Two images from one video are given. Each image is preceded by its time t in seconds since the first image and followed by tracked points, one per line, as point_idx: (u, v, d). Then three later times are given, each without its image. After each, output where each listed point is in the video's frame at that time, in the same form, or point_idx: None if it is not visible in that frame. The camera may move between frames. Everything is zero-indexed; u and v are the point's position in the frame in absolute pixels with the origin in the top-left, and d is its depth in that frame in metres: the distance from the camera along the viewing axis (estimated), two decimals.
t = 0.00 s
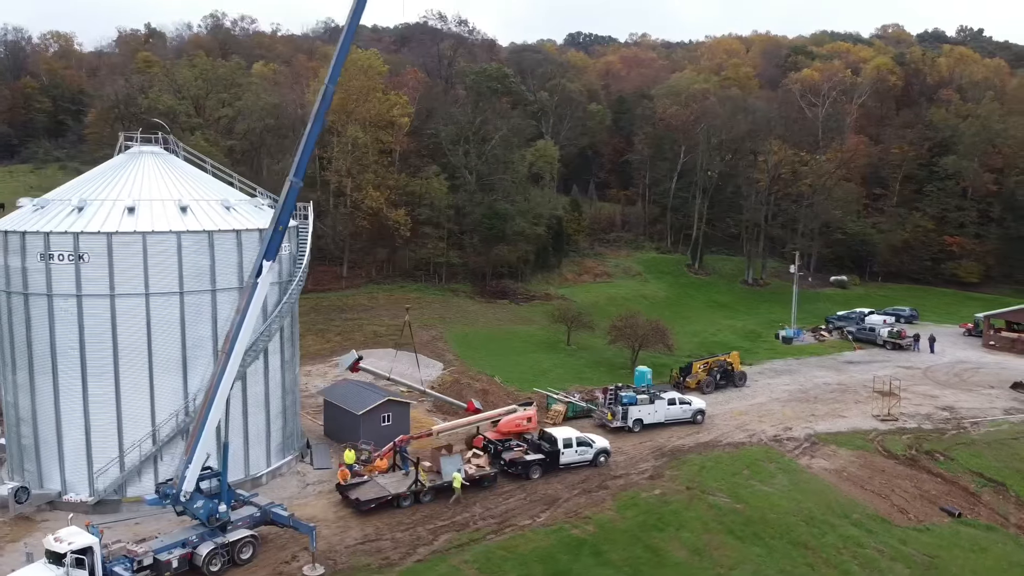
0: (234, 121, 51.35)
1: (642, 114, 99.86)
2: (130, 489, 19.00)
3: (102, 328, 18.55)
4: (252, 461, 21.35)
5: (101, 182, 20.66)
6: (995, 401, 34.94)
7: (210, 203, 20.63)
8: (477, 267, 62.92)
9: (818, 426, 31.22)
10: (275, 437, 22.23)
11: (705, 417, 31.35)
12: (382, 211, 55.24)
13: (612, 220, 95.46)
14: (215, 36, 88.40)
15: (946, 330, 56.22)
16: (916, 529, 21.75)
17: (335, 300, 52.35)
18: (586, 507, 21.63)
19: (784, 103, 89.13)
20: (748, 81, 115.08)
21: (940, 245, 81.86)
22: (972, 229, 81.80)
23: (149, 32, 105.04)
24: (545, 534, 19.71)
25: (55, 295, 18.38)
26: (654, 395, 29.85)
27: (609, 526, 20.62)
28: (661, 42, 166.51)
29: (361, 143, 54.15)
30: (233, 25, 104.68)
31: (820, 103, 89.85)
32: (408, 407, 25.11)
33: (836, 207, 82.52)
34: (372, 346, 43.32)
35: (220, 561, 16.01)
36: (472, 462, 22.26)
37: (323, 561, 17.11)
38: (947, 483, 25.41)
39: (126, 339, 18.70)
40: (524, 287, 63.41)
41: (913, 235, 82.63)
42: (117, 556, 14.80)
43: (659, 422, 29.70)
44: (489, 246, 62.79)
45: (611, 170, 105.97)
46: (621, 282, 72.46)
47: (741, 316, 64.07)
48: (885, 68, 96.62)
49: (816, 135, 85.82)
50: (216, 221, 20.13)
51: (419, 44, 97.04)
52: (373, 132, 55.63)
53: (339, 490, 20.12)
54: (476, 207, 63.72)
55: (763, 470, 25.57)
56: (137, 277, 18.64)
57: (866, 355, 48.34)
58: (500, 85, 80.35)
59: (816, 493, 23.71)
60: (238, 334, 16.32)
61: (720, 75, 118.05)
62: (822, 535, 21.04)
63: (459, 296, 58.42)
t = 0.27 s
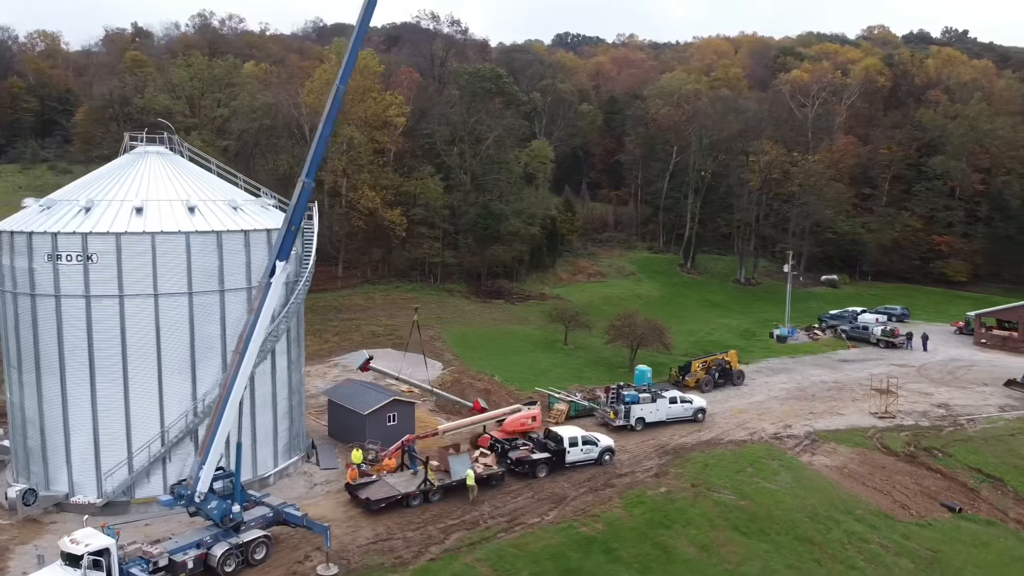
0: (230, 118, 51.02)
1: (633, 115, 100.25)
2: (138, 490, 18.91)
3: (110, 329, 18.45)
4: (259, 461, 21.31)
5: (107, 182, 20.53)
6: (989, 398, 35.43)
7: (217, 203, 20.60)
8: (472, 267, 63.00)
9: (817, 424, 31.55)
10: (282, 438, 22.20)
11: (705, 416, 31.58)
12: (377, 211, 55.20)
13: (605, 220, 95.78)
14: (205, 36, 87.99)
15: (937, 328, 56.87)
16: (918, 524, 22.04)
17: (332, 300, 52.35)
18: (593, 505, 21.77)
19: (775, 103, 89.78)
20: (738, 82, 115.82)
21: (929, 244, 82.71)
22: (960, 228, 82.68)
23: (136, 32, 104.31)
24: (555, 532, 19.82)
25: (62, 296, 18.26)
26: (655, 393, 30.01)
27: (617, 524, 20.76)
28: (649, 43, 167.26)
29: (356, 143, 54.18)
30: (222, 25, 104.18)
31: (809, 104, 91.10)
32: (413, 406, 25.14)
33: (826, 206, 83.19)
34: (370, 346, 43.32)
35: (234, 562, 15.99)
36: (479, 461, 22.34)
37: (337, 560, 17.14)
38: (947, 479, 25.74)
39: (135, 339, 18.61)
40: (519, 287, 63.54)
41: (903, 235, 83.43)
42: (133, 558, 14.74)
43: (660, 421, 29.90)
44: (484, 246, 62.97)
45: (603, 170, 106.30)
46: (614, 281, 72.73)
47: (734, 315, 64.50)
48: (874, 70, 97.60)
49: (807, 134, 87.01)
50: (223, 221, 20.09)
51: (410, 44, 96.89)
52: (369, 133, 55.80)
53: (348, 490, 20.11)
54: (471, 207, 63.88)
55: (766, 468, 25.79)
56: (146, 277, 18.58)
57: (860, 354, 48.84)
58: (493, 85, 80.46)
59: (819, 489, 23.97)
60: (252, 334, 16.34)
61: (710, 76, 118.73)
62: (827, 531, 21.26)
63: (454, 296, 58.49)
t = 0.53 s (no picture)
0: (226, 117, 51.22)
1: (619, 115, 100.70)
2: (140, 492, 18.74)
3: (111, 329, 18.28)
4: (260, 462, 21.22)
5: (105, 181, 20.31)
6: (975, 394, 36.08)
7: (217, 202, 20.47)
8: (461, 268, 62.97)
9: (809, 421, 31.97)
10: (282, 438, 22.13)
11: (698, 413, 31.88)
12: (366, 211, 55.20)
13: (591, 220, 96.11)
14: (187, 35, 87.12)
15: (920, 327, 57.80)
16: (913, 519, 22.42)
17: (321, 301, 52.16)
18: (594, 503, 21.90)
19: (759, 103, 90.62)
20: (721, 83, 116.71)
21: (910, 243, 83.91)
22: (940, 227, 83.95)
23: (115, 30, 103.03)
24: (558, 530, 19.92)
25: (63, 296, 18.06)
26: (651, 392, 30.24)
27: (619, 521, 20.90)
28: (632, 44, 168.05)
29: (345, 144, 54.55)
30: (203, 24, 103.23)
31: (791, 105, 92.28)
32: (412, 406, 25.13)
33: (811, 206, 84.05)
34: (361, 346, 43.19)
35: (242, 563, 15.91)
36: (480, 461, 22.38)
37: (343, 560, 17.11)
38: (938, 474, 26.16)
39: (136, 340, 18.46)
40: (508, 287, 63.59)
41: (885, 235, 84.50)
42: (140, 560, 14.63)
43: (656, 419, 30.09)
44: (472, 247, 63.20)
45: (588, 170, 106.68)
46: (602, 281, 73.02)
47: (721, 314, 65.05)
48: (856, 71, 98.95)
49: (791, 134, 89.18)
50: (224, 220, 19.98)
51: (394, 44, 96.53)
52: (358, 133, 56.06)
53: (352, 490, 20.07)
54: (459, 208, 64.12)
55: (761, 465, 26.10)
56: (148, 278, 18.44)
57: (847, 352, 49.52)
58: (480, 85, 80.47)
59: (814, 486, 24.26)
60: (259, 334, 16.30)
61: (693, 76, 119.57)
62: (824, 526, 21.55)
63: (444, 296, 58.52)
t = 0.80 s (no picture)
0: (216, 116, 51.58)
1: (598, 115, 101.27)
2: (135, 495, 18.54)
3: (106, 330, 18.07)
4: (255, 463, 21.10)
5: (96, 181, 20.09)
6: (953, 390, 36.97)
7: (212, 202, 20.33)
8: (444, 268, 62.64)
9: (795, 417, 32.57)
10: (276, 439, 22.02)
11: (686, 410, 32.28)
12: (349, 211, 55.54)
13: (572, 220, 96.58)
14: (162, 33, 86.01)
15: (897, 325, 59.09)
16: (900, 512, 22.94)
17: (305, 302, 51.91)
18: (590, 500, 22.10)
19: (737, 104, 91.73)
20: (698, 84, 117.91)
21: (884, 242, 85.38)
22: (914, 227, 85.56)
23: (86, 28, 101.32)
24: (555, 527, 20.09)
25: (56, 297, 17.82)
26: (640, 390, 30.57)
27: (615, 518, 21.11)
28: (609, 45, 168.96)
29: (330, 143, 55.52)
30: (177, 22, 101.96)
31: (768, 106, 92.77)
32: (405, 406, 25.09)
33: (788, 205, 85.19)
34: (347, 346, 43.06)
35: (244, 564, 15.84)
36: (476, 459, 22.43)
37: (345, 560, 17.10)
38: (923, 468, 26.73)
39: (131, 341, 18.27)
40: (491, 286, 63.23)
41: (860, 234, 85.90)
42: (143, 563, 14.53)
43: (645, 416, 30.43)
44: (455, 246, 63.08)
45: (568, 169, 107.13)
46: (584, 280, 73.42)
47: (702, 312, 65.82)
48: (831, 73, 100.73)
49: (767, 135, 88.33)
50: (218, 221, 19.84)
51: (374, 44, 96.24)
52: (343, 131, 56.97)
53: (348, 490, 20.06)
54: (442, 207, 64.28)
55: (751, 460, 26.52)
56: (143, 279, 18.26)
57: (827, 350, 50.45)
58: (461, 85, 80.48)
59: (803, 481, 24.73)
60: (259, 334, 16.23)
61: (671, 77, 120.64)
62: (816, 520, 21.96)
63: (428, 296, 58.50)
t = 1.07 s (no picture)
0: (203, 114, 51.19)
1: (578, 115, 101.75)
2: (129, 498, 18.32)
3: (100, 332, 17.85)
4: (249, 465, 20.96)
5: (87, 181, 19.83)
6: (931, 385, 37.88)
7: (205, 202, 20.17)
8: (428, 267, 62.60)
9: (780, 413, 33.19)
10: (270, 441, 21.90)
11: (673, 408, 32.61)
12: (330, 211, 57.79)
13: (552, 219, 96.88)
14: (135, 30, 84.80)
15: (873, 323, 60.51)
16: (887, 506, 23.47)
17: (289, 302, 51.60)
18: (585, 497, 22.29)
19: (715, 105, 92.81)
20: (676, 85, 119.04)
21: (858, 242, 86.87)
22: (887, 226, 87.08)
23: (56, 26, 99.47)
24: (552, 524, 20.23)
25: (48, 299, 17.57)
26: (629, 388, 30.76)
27: (610, 514, 21.33)
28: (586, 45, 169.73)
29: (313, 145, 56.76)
30: (150, 20, 100.50)
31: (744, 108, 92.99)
32: (398, 406, 25.02)
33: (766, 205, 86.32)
34: (333, 347, 42.87)
35: (245, 566, 15.77)
36: (471, 458, 22.48)
37: (345, 560, 17.07)
38: (908, 463, 27.32)
39: (125, 342, 18.07)
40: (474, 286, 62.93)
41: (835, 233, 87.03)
42: (145, 566, 14.44)
43: (634, 413, 30.71)
44: (436, 247, 63.76)
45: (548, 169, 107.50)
46: (566, 280, 73.78)
47: (684, 311, 66.54)
48: (806, 75, 102.61)
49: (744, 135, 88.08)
50: (212, 220, 19.68)
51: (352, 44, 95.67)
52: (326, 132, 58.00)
53: (345, 491, 20.02)
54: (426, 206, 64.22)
55: (740, 457, 26.94)
56: (138, 279, 18.06)
57: (807, 348, 51.38)
58: (442, 85, 80.44)
59: (792, 476, 25.16)
60: (260, 334, 16.13)
61: (648, 78, 121.61)
62: (806, 514, 22.38)
63: (412, 295, 58.44)
